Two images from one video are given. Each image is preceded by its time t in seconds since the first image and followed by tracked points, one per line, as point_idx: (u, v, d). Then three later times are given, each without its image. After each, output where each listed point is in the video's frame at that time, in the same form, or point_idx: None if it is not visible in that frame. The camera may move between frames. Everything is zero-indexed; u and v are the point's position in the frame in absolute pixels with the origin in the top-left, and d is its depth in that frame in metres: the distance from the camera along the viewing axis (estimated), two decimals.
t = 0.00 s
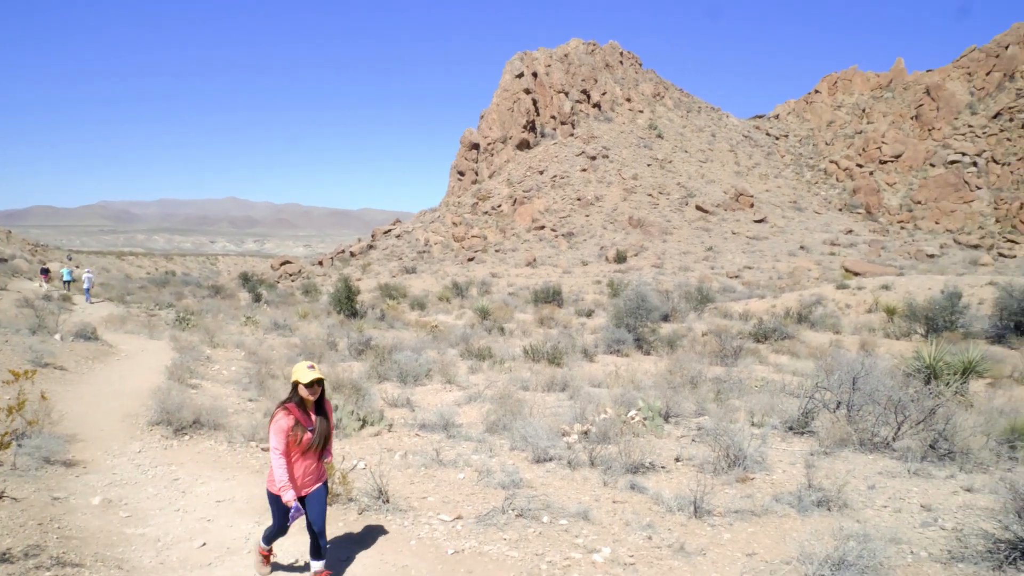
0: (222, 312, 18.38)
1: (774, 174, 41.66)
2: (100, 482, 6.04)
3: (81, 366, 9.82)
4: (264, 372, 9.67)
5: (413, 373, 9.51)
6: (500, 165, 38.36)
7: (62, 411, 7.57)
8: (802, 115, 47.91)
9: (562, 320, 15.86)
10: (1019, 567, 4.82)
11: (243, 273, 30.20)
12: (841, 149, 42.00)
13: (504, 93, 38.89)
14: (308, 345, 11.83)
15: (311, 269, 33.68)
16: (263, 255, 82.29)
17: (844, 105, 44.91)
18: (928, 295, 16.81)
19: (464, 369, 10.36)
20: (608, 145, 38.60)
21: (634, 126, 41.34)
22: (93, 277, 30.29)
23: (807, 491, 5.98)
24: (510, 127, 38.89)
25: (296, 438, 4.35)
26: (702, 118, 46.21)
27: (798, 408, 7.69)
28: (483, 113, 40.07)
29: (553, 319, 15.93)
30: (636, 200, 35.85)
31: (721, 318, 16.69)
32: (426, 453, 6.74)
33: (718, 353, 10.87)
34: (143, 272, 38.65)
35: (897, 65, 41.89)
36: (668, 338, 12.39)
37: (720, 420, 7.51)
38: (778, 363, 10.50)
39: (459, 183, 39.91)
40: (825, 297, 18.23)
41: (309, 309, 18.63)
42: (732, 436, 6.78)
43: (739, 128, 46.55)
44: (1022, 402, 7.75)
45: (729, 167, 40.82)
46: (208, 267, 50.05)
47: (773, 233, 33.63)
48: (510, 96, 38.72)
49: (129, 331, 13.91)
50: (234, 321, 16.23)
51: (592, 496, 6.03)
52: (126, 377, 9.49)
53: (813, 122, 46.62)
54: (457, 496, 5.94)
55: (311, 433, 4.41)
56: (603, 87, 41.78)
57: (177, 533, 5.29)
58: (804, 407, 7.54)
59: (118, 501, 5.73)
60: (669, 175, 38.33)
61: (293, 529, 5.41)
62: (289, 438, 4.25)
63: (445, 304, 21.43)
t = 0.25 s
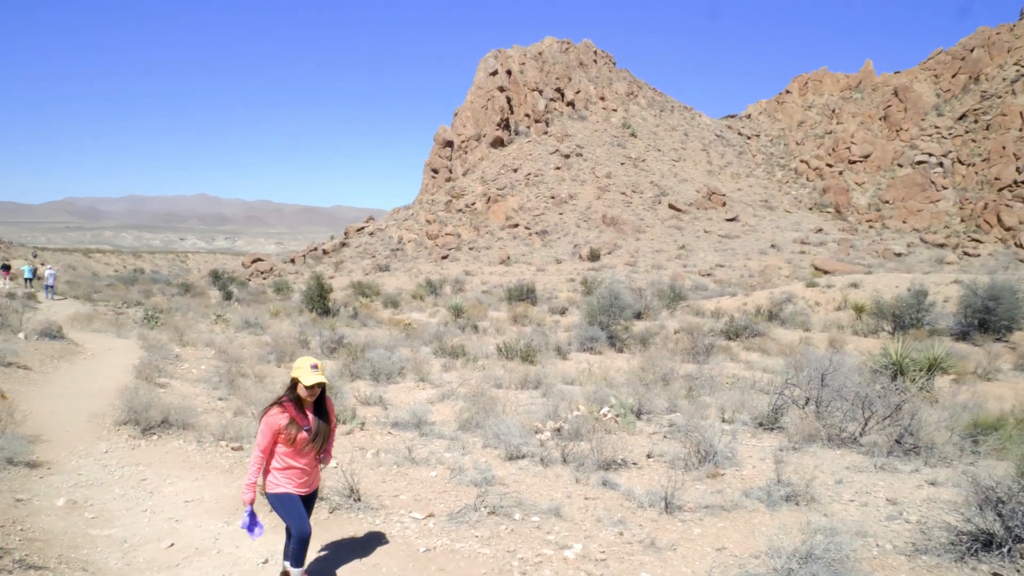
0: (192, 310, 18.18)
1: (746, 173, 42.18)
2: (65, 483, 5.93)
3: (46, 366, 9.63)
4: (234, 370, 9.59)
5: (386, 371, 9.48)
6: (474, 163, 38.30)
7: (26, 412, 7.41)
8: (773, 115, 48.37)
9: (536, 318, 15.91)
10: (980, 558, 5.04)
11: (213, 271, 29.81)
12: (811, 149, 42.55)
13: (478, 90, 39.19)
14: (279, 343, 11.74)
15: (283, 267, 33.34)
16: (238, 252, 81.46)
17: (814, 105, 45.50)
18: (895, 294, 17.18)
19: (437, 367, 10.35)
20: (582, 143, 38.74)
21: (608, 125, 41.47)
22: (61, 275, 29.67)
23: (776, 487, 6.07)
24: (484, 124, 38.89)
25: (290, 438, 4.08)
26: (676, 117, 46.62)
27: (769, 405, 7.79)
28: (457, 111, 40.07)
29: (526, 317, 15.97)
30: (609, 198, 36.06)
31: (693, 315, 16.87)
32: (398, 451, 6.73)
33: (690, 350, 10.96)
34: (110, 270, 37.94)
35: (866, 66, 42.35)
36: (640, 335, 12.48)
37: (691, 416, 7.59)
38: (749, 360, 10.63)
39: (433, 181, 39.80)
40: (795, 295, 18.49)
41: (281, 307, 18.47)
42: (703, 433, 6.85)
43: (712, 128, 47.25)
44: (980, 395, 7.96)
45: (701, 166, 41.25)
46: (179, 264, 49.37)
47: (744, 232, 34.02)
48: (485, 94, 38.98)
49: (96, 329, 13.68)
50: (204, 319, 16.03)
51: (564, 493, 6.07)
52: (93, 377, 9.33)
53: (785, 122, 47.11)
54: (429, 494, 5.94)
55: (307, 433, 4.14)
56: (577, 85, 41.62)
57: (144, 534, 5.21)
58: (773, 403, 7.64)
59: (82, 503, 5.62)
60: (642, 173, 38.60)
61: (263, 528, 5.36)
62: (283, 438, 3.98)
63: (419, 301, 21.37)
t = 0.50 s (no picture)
0: (159, 307, 17.91)
1: (717, 172, 42.65)
2: (28, 483, 5.82)
3: (9, 364, 9.42)
4: (202, 368, 9.49)
5: (357, 368, 9.46)
6: (446, 160, 38.00)
7: None
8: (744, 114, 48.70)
9: (508, 315, 15.94)
10: (942, 549, 5.32)
11: (182, 267, 29.31)
12: (780, 148, 43.03)
13: (451, 86, 38.64)
14: (249, 341, 11.63)
15: (253, 264, 32.86)
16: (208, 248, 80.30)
17: (784, 104, 46.00)
18: (863, 291, 17.53)
19: (409, 364, 10.33)
20: (555, 140, 39.21)
21: (581, 122, 41.80)
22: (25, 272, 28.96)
23: (745, 481, 6.15)
24: (457, 121, 38.74)
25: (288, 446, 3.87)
26: (648, 115, 46.95)
27: (738, 400, 7.89)
28: (430, 106, 39.45)
29: (499, 314, 15.99)
30: (582, 195, 36.24)
31: (665, 312, 17.01)
32: (369, 448, 6.71)
33: (662, 347, 11.05)
34: (75, 266, 37.08)
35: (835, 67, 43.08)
36: (613, 332, 12.55)
37: (661, 412, 7.66)
38: (719, 357, 10.75)
39: (405, 177, 39.08)
40: (766, 292, 18.74)
41: (251, 304, 18.27)
42: (674, 428, 6.92)
43: (683, 126, 47.66)
44: (943, 391, 8.16)
45: (673, 164, 41.71)
46: (147, 260, 48.48)
47: (715, 230, 34.34)
48: (457, 90, 38.47)
49: (60, 327, 13.41)
50: (172, 316, 15.82)
51: (536, 489, 6.10)
52: (58, 375, 9.15)
53: (755, 121, 47.13)
54: (400, 491, 5.94)
55: (308, 441, 3.93)
56: (550, 83, 42.38)
57: (109, 535, 5.14)
58: (743, 399, 7.75)
59: (46, 503, 5.53)
60: (615, 171, 38.86)
61: (231, 528, 5.30)
62: (282, 448, 3.76)
63: (391, 298, 21.29)
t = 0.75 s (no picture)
0: (126, 305, 17.61)
1: (688, 170, 43.08)
2: None
3: None
4: (170, 367, 9.39)
5: (328, 366, 9.41)
6: (418, 157, 38.08)
7: None
8: (714, 113, 49.04)
9: (480, 312, 15.98)
10: (905, 542, 5.51)
11: (149, 264, 28.77)
12: (750, 147, 43.61)
13: (424, 83, 39.16)
14: (218, 338, 11.51)
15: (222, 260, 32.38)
16: (176, 244, 78.89)
17: (754, 104, 46.46)
18: (830, 288, 17.85)
19: (381, 361, 10.30)
20: (527, 137, 39.35)
21: (553, 120, 42.03)
22: None
23: (714, 476, 6.24)
24: (429, 117, 38.93)
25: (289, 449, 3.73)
26: (620, 113, 47.26)
27: (708, 397, 7.98)
28: (401, 103, 39.72)
29: (471, 311, 16.01)
30: (554, 192, 36.39)
31: (637, 309, 17.15)
32: (339, 446, 6.70)
33: (633, 344, 11.14)
34: (38, 263, 36.16)
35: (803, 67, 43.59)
36: (584, 329, 12.63)
37: (632, 409, 7.73)
38: (689, 353, 10.87)
39: (377, 174, 38.88)
40: (735, 289, 18.96)
41: (219, 301, 18.04)
42: (644, 424, 6.98)
43: (655, 124, 47.94)
44: (907, 387, 8.34)
45: (644, 163, 42.03)
46: (113, 257, 47.45)
47: (686, 227, 34.66)
48: (429, 86, 38.83)
49: (21, 325, 13.11)
50: (139, 314, 15.58)
51: (506, 486, 6.14)
52: (20, 374, 8.96)
53: (725, 120, 47.82)
54: (371, 489, 5.93)
55: (310, 441, 3.81)
56: (523, 80, 42.59)
57: (73, 536, 5.05)
58: (712, 395, 7.85)
59: (7, 505, 5.41)
60: (587, 169, 39.10)
61: (199, 528, 5.23)
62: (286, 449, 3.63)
63: (363, 295, 21.18)
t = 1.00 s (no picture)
0: (91, 305, 17.31)
1: (660, 169, 43.34)
2: None
3: None
4: (137, 367, 9.26)
5: (299, 366, 9.37)
6: (391, 155, 37.82)
7: None
8: (686, 112, 49.36)
9: (453, 311, 15.97)
10: (871, 536, 5.64)
11: (115, 262, 28.20)
12: (722, 147, 44.17)
13: (396, 81, 38.78)
14: (186, 338, 11.36)
15: (190, 259, 31.85)
16: (144, 241, 77.53)
17: (725, 104, 46.95)
18: (799, 287, 18.15)
19: (352, 360, 10.27)
20: (500, 136, 39.14)
21: (526, 119, 42.06)
22: None
23: (684, 473, 6.32)
24: (401, 115, 38.72)
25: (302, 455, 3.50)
26: (593, 112, 47.42)
27: (678, 394, 8.07)
28: (373, 100, 39.30)
29: (444, 310, 16.00)
30: (527, 191, 36.45)
31: (609, 307, 17.25)
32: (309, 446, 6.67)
33: (605, 342, 11.19)
34: None
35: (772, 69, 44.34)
36: (556, 328, 12.67)
37: (604, 407, 7.79)
38: (660, 351, 10.96)
39: (349, 172, 38.65)
40: (706, 287, 19.19)
41: (188, 300, 17.79)
42: (615, 422, 7.04)
43: (627, 123, 48.18)
44: (872, 382, 8.52)
45: (616, 162, 42.28)
46: (79, 255, 46.49)
47: (658, 227, 34.91)
48: (402, 84, 38.49)
49: None
50: (104, 313, 15.30)
51: (478, 485, 6.16)
52: None
53: (696, 120, 48.26)
54: (341, 489, 5.92)
55: (325, 449, 3.57)
56: (495, 78, 42.55)
57: (35, 540, 4.96)
58: (683, 393, 7.93)
59: None
60: (560, 168, 39.24)
61: (166, 530, 5.16)
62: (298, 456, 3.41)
63: (334, 294, 21.05)
